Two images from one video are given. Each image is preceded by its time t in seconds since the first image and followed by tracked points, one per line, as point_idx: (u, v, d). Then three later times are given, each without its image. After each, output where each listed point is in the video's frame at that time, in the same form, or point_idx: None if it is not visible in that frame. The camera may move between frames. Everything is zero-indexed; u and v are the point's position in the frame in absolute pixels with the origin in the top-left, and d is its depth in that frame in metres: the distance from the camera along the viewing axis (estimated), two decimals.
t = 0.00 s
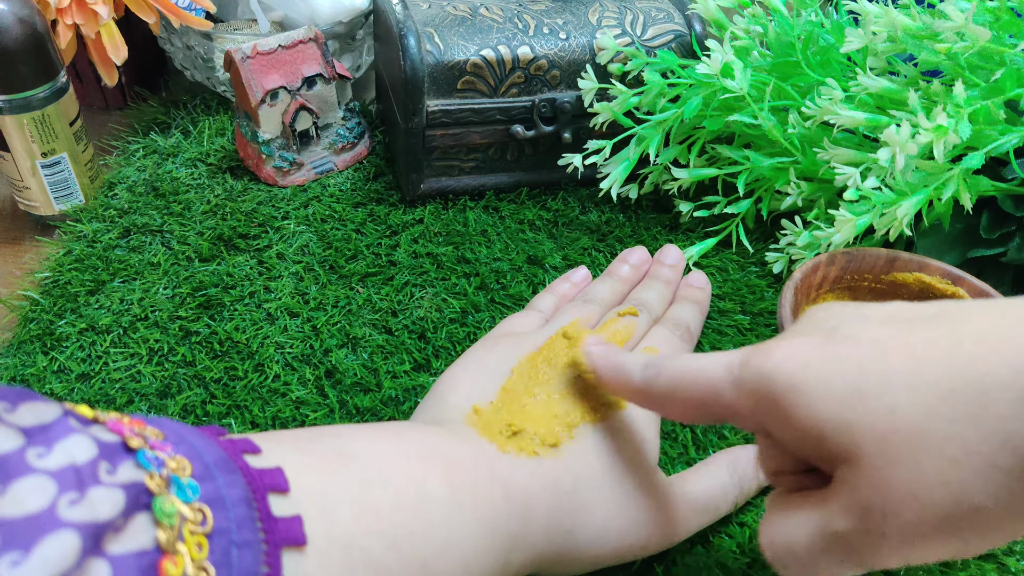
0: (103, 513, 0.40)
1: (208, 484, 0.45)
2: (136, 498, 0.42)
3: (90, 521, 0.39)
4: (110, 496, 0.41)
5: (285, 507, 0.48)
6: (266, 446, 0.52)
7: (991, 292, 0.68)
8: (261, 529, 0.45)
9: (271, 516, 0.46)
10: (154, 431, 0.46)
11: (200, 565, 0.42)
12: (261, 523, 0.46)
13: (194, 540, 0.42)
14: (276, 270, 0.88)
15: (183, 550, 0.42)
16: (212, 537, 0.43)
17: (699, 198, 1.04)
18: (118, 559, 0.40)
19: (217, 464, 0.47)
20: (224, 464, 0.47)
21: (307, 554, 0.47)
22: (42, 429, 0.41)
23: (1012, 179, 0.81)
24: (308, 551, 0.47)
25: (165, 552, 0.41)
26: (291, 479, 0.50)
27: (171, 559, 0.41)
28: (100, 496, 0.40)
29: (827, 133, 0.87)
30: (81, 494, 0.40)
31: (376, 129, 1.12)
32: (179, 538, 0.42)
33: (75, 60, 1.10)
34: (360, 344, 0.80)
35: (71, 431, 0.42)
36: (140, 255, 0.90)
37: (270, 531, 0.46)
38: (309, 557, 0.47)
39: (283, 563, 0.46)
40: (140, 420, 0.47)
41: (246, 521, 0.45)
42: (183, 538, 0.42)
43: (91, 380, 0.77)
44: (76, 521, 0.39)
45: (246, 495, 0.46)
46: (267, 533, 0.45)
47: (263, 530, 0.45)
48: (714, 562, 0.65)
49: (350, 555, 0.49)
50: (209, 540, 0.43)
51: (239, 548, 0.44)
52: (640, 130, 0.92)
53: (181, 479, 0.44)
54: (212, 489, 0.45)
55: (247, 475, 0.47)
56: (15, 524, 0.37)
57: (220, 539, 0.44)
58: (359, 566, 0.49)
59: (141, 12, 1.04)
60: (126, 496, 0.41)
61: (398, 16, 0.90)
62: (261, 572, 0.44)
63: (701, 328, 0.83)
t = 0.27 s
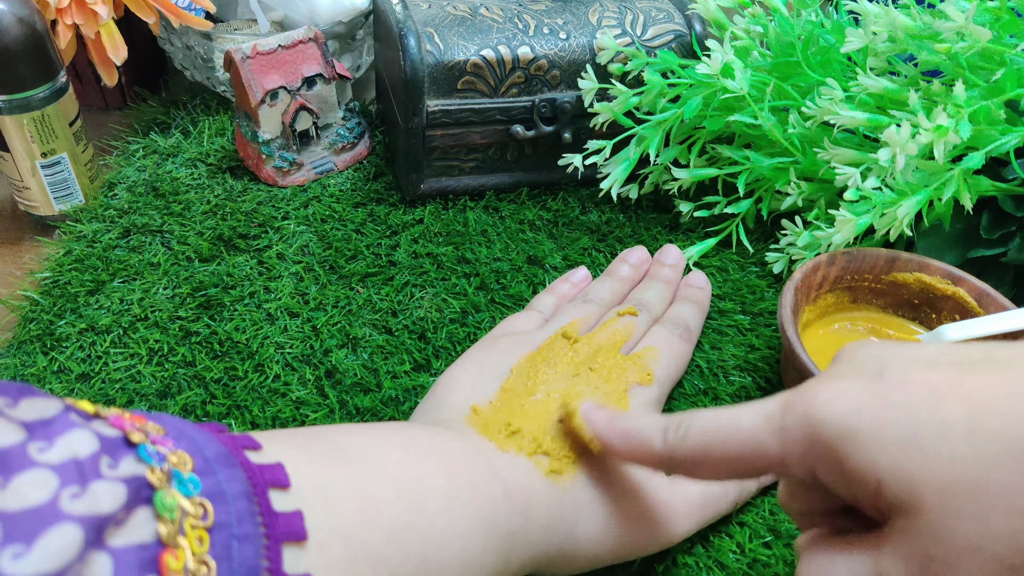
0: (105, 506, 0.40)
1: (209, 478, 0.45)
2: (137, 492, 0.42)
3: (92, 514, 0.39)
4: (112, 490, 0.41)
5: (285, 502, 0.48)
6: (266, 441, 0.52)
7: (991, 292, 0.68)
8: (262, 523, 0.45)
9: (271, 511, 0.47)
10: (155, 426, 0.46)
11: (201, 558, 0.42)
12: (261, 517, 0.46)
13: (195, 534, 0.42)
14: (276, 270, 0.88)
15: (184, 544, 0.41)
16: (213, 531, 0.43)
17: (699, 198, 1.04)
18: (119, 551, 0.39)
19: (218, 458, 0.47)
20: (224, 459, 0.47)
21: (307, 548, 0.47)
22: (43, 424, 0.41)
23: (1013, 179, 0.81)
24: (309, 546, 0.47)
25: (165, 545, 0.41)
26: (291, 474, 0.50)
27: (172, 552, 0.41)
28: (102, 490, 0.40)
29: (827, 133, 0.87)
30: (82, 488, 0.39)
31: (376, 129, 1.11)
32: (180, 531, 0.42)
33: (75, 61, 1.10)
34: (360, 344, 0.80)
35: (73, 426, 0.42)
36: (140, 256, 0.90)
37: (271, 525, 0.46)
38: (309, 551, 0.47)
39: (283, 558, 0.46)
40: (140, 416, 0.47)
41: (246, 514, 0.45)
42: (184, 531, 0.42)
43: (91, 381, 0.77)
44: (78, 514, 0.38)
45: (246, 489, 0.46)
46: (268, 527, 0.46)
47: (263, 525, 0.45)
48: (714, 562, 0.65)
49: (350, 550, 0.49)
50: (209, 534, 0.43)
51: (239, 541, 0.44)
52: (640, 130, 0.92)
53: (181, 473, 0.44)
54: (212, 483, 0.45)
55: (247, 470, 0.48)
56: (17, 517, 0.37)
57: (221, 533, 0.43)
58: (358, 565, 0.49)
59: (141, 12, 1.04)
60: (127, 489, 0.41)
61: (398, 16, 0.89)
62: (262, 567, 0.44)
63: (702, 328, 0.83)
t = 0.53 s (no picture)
0: (106, 505, 0.40)
1: (210, 478, 0.45)
2: (139, 492, 0.42)
3: (93, 513, 0.39)
4: (113, 489, 0.41)
5: (286, 503, 0.48)
6: (266, 441, 0.52)
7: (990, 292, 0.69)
8: (263, 523, 0.45)
9: (272, 511, 0.46)
10: (156, 425, 0.46)
11: (201, 559, 0.42)
12: (262, 517, 0.46)
13: (196, 534, 0.42)
14: (276, 270, 0.88)
15: (185, 544, 0.41)
16: (214, 531, 0.43)
17: (699, 198, 1.04)
18: (121, 551, 0.39)
19: (218, 457, 0.47)
20: (225, 458, 0.47)
21: (308, 548, 0.47)
22: (44, 422, 0.41)
23: (1013, 179, 0.81)
24: (309, 547, 0.47)
25: (166, 545, 0.41)
26: (292, 474, 0.50)
27: (173, 553, 0.41)
28: (104, 489, 0.40)
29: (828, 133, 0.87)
30: (83, 486, 0.39)
31: (376, 129, 1.11)
32: (181, 532, 0.42)
33: (75, 60, 1.10)
34: (360, 344, 0.80)
35: (74, 424, 0.42)
36: (140, 255, 0.90)
37: (272, 525, 0.46)
38: (310, 551, 0.47)
39: (284, 559, 0.46)
40: (142, 414, 0.47)
41: (247, 514, 0.45)
42: (185, 531, 0.42)
43: (91, 381, 0.76)
44: (79, 513, 0.38)
45: (247, 489, 0.46)
46: (269, 528, 0.46)
47: (264, 525, 0.45)
48: (714, 563, 0.65)
49: (350, 548, 0.49)
50: (210, 534, 0.43)
51: (240, 541, 0.44)
52: (640, 130, 0.92)
53: (182, 473, 0.44)
54: (213, 483, 0.45)
55: (248, 469, 0.47)
56: (18, 517, 0.37)
57: (221, 533, 0.43)
58: (359, 565, 0.49)
59: (141, 12, 1.04)
60: (129, 488, 0.41)
61: (398, 16, 0.89)
62: (262, 568, 0.44)
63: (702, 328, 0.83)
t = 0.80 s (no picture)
0: (110, 513, 0.40)
1: (214, 484, 0.45)
2: (142, 499, 0.42)
3: (96, 522, 0.39)
4: (117, 496, 0.41)
5: (289, 509, 0.48)
6: (269, 446, 0.52)
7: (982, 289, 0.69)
8: (265, 530, 0.45)
9: (275, 518, 0.46)
10: (160, 428, 0.46)
11: (204, 566, 0.42)
12: (265, 524, 0.45)
13: (198, 541, 0.42)
14: (276, 270, 0.88)
15: (189, 552, 0.42)
16: (217, 538, 0.43)
17: (699, 198, 1.04)
18: (124, 560, 0.40)
19: (222, 462, 0.46)
20: (229, 463, 0.47)
21: (310, 557, 0.47)
22: (49, 425, 0.41)
23: (1014, 179, 0.81)
24: (311, 554, 0.47)
25: (169, 553, 0.41)
26: (295, 480, 0.50)
27: (175, 561, 0.41)
28: (107, 496, 0.40)
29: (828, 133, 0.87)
30: (87, 494, 0.40)
31: (376, 128, 1.11)
32: (184, 539, 0.42)
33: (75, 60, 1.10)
34: (360, 344, 0.80)
35: (79, 429, 0.42)
36: (140, 255, 0.90)
37: (274, 532, 0.46)
38: (312, 560, 0.47)
39: (286, 566, 0.46)
40: (146, 417, 0.47)
41: (251, 521, 0.45)
42: (188, 539, 0.42)
43: (91, 380, 0.76)
44: (82, 521, 0.39)
45: (251, 495, 0.46)
46: (272, 535, 0.45)
47: (267, 532, 0.45)
48: (714, 563, 0.65)
49: (351, 550, 0.49)
50: (213, 541, 0.43)
51: (243, 548, 0.44)
52: (641, 130, 0.92)
53: (186, 479, 0.44)
54: (217, 489, 0.45)
55: (252, 475, 0.47)
56: (22, 524, 0.37)
57: (224, 540, 0.43)
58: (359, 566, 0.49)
59: (141, 11, 1.04)
60: (132, 496, 0.41)
61: (398, 16, 0.89)
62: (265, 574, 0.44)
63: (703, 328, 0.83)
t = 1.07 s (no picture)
0: (109, 515, 0.40)
1: (213, 486, 0.45)
2: (142, 501, 0.42)
3: (96, 524, 0.39)
4: (116, 498, 0.41)
5: (288, 510, 0.48)
6: (269, 447, 0.52)
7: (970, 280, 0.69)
8: (265, 531, 0.45)
9: (274, 520, 0.46)
10: (159, 431, 0.46)
11: (204, 568, 0.42)
12: (264, 526, 0.45)
13: (198, 543, 0.42)
14: (276, 270, 0.88)
15: (189, 554, 0.41)
16: (217, 540, 0.43)
17: (699, 198, 1.03)
18: (123, 562, 0.40)
19: (222, 464, 0.46)
20: (228, 466, 0.47)
21: (310, 557, 0.47)
22: (48, 429, 0.41)
23: (1014, 179, 0.81)
24: (311, 554, 0.47)
25: (169, 555, 0.41)
26: (295, 481, 0.50)
27: (175, 563, 0.41)
28: (107, 498, 0.40)
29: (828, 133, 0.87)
30: (87, 496, 0.39)
31: (375, 128, 1.11)
32: (184, 541, 0.42)
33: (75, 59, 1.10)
34: (360, 344, 0.80)
35: (77, 432, 0.42)
36: (140, 255, 0.90)
37: (274, 534, 0.46)
38: (312, 561, 0.47)
39: (286, 567, 0.46)
40: (145, 419, 0.47)
41: (251, 523, 0.45)
42: (188, 541, 0.42)
43: (91, 380, 0.76)
44: (83, 524, 0.38)
45: (250, 497, 0.46)
46: (271, 536, 0.45)
47: (267, 533, 0.45)
48: (714, 564, 0.65)
49: (350, 551, 0.49)
50: (213, 543, 0.43)
51: (243, 550, 0.44)
52: (641, 130, 0.92)
53: (186, 481, 0.44)
54: (216, 491, 0.45)
55: (251, 477, 0.47)
56: (22, 526, 0.37)
57: (224, 542, 0.43)
58: (358, 567, 0.49)
59: (141, 11, 1.04)
60: (132, 498, 0.41)
61: (398, 16, 0.89)
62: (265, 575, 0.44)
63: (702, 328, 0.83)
